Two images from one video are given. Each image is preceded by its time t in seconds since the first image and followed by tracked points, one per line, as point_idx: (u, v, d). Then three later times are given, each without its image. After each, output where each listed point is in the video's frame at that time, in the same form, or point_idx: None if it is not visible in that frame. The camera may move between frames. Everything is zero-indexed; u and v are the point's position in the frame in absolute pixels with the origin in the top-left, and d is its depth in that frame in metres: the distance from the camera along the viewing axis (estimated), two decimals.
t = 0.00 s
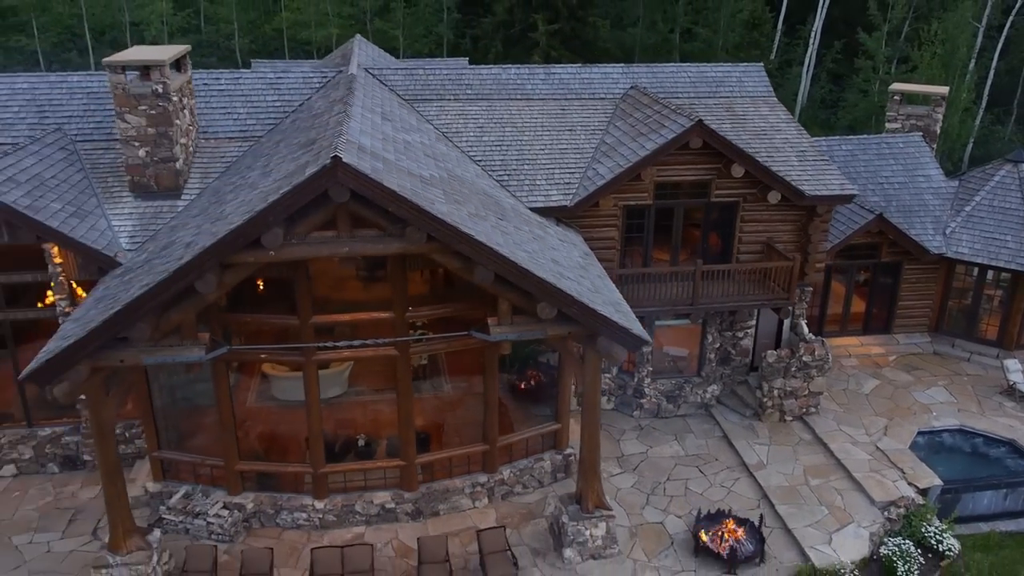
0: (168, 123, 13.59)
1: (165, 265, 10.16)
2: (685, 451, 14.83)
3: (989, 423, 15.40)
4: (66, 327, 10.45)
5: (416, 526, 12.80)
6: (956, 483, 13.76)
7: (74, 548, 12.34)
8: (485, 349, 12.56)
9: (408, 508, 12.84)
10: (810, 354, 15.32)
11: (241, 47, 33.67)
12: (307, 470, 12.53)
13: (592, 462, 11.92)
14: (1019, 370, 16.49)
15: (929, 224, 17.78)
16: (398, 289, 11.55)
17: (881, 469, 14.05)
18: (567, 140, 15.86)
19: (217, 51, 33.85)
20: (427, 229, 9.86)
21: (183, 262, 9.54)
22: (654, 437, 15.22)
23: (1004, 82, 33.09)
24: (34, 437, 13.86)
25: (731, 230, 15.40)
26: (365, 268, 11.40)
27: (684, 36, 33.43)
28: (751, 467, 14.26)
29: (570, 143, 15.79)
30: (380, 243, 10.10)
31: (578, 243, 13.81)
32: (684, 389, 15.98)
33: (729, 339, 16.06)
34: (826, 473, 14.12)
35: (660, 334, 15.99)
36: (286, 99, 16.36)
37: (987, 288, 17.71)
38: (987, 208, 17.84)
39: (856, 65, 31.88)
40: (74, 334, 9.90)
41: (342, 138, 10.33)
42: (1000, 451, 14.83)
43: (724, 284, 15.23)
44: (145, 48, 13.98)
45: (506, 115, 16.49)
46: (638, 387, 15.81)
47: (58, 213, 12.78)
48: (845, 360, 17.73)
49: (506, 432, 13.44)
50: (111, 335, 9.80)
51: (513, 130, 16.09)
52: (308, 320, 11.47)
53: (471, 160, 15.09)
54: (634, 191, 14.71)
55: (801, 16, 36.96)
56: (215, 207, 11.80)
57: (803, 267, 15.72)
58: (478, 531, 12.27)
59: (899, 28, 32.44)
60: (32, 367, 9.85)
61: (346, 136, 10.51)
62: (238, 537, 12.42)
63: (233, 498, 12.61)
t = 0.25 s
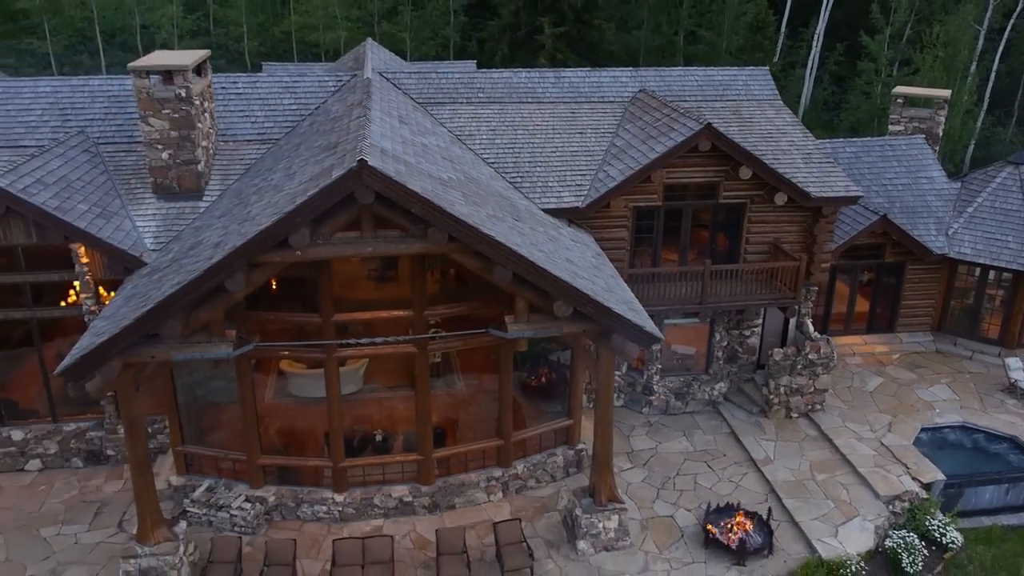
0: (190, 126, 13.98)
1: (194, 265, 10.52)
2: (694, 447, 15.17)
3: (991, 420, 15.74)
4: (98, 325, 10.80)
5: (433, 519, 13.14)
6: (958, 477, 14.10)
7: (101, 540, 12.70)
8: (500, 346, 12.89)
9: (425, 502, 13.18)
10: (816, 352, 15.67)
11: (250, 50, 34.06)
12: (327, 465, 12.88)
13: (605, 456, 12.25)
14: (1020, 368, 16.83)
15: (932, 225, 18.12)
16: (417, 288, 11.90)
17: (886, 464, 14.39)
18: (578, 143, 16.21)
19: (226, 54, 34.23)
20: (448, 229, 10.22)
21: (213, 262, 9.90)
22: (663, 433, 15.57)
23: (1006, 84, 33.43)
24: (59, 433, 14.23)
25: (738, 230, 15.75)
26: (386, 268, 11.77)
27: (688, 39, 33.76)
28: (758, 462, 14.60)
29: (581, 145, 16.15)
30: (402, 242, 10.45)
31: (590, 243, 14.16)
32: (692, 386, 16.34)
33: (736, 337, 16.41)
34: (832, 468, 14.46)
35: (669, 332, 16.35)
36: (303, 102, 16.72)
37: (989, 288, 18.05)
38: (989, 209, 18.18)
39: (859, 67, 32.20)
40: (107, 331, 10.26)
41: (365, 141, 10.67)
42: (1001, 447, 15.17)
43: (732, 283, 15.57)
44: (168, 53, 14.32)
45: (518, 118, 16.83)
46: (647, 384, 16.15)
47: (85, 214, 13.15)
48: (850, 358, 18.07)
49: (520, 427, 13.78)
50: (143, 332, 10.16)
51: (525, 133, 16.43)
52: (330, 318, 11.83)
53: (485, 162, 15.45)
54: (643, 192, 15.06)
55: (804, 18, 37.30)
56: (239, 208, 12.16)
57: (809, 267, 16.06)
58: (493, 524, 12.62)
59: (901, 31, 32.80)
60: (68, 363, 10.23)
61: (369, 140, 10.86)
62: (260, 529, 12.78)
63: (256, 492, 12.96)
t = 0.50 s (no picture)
0: (212, 129, 14.37)
1: (222, 264, 10.89)
2: (702, 442, 15.53)
3: (993, 417, 16.07)
4: (128, 322, 11.18)
5: (449, 512, 13.51)
6: (961, 472, 14.42)
7: (127, 531, 13.09)
8: (515, 344, 13.25)
9: (441, 495, 13.55)
10: (821, 350, 16.00)
11: (259, 52, 34.48)
12: (347, 459, 13.23)
13: (617, 450, 12.60)
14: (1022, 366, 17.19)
15: (935, 226, 18.47)
16: (436, 287, 12.27)
17: (890, 459, 14.74)
18: (589, 145, 16.58)
19: (236, 56, 34.65)
20: (469, 229, 10.59)
21: (242, 261, 10.26)
22: (672, 430, 15.91)
23: (1008, 86, 33.73)
24: (84, 428, 14.62)
25: (746, 231, 16.09)
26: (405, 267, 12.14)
27: (692, 41, 34.11)
28: (765, 457, 14.95)
29: (591, 148, 16.51)
30: (423, 242, 10.81)
31: (602, 243, 14.51)
32: (700, 383, 16.70)
33: (742, 335, 16.74)
34: (837, 463, 14.81)
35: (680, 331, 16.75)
36: (319, 105, 17.09)
37: (991, 287, 18.41)
38: (991, 211, 18.53)
39: (862, 69, 32.54)
40: (139, 328, 10.63)
41: (387, 145, 11.03)
42: (1003, 443, 15.51)
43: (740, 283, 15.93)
44: (189, 58, 14.69)
45: (529, 121, 17.20)
46: (656, 381, 16.51)
47: (111, 215, 13.54)
48: (854, 356, 18.42)
49: (533, 423, 14.14)
50: (173, 328, 10.54)
51: (536, 136, 16.79)
52: (351, 316, 12.19)
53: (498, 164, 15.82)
54: (653, 194, 15.42)
55: (807, 21, 37.65)
56: (262, 209, 12.54)
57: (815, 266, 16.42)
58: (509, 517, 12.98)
59: (904, 33, 33.15)
60: (101, 358, 10.61)
61: (391, 143, 11.22)
62: (282, 521, 13.16)
63: (277, 485, 13.32)
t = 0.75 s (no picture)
0: (233, 132, 14.76)
1: (249, 263, 11.25)
2: (710, 438, 15.88)
3: (995, 413, 16.41)
4: (158, 319, 11.55)
5: (465, 505, 13.87)
6: (964, 467, 14.78)
7: (152, 523, 13.46)
8: (529, 341, 13.60)
9: (457, 488, 13.91)
10: (828, 347, 16.43)
11: (268, 54, 34.91)
12: (366, 453, 13.58)
13: (629, 445, 12.97)
14: None
15: (938, 227, 18.81)
16: (454, 285, 12.63)
17: (894, 454, 15.09)
18: (599, 148, 16.94)
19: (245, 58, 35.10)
20: (488, 230, 10.95)
21: (270, 260, 10.63)
22: (681, 426, 16.26)
23: (1010, 88, 34.08)
24: (108, 423, 15.01)
25: (753, 231, 16.44)
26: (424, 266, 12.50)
27: (697, 43, 34.47)
28: (772, 452, 15.30)
29: (602, 150, 16.87)
30: (444, 242, 11.17)
31: (613, 243, 14.87)
32: (708, 381, 17.05)
33: (750, 333, 17.13)
34: (843, 458, 15.16)
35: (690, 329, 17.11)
36: (334, 108, 17.46)
37: (993, 287, 18.75)
38: (993, 212, 18.88)
39: (865, 72, 32.85)
40: (169, 325, 11.00)
41: (408, 148, 11.39)
42: (1006, 439, 15.83)
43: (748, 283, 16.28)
44: (209, 62, 15.05)
45: (541, 123, 17.55)
46: (665, 378, 16.85)
47: (136, 215, 13.92)
48: (859, 354, 18.76)
49: (546, 418, 14.50)
50: (203, 325, 10.91)
51: (548, 138, 17.14)
52: (371, 313, 12.55)
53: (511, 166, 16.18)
54: (662, 195, 15.78)
55: (810, 23, 38.02)
56: (284, 210, 12.91)
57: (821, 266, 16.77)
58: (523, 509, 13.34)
59: (907, 36, 33.50)
60: (134, 354, 10.99)
61: (411, 146, 11.58)
62: (302, 513, 13.53)
63: (297, 478, 13.69)
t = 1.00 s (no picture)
0: (254, 134, 15.14)
1: (274, 262, 11.63)
2: (718, 433, 16.24)
3: (997, 410, 16.76)
4: (186, 316, 11.93)
5: (480, 497, 14.24)
6: (967, 462, 15.11)
7: (177, 515, 13.84)
8: (543, 338, 13.95)
9: (473, 482, 14.28)
10: (833, 345, 16.73)
11: (278, 56, 35.42)
12: (384, 447, 13.94)
13: (641, 439, 13.33)
14: None
15: (941, 227, 19.16)
16: (471, 284, 12.99)
17: (899, 449, 15.45)
18: (609, 149, 17.30)
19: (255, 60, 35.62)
20: (506, 230, 11.32)
21: (296, 259, 11.00)
22: (690, 422, 16.62)
23: (1012, 89, 34.41)
24: (131, 418, 15.40)
25: (760, 232, 16.80)
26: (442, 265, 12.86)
27: (701, 46, 35.06)
28: (779, 447, 15.65)
29: (612, 152, 17.24)
30: (463, 242, 11.53)
31: (624, 243, 15.23)
32: (716, 377, 17.40)
33: (757, 331, 17.48)
34: (848, 453, 15.52)
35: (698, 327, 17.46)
36: (350, 110, 17.84)
37: (996, 286, 19.09)
38: (996, 212, 19.23)
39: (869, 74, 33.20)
40: (198, 322, 11.37)
41: (429, 150, 11.75)
42: (1008, 435, 16.19)
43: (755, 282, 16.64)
44: (230, 66, 15.42)
45: (552, 126, 17.92)
46: (674, 375, 17.21)
47: (160, 215, 14.31)
48: (863, 352, 19.11)
49: (559, 414, 14.85)
50: (230, 322, 11.28)
51: (559, 140, 17.51)
52: (390, 311, 12.91)
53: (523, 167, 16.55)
54: (672, 196, 16.14)
55: (813, 25, 38.37)
56: (306, 210, 13.29)
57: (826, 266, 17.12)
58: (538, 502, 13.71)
59: (910, 38, 33.86)
60: (163, 350, 11.36)
61: (431, 148, 11.94)
62: (322, 506, 13.90)
63: (317, 472, 14.05)
